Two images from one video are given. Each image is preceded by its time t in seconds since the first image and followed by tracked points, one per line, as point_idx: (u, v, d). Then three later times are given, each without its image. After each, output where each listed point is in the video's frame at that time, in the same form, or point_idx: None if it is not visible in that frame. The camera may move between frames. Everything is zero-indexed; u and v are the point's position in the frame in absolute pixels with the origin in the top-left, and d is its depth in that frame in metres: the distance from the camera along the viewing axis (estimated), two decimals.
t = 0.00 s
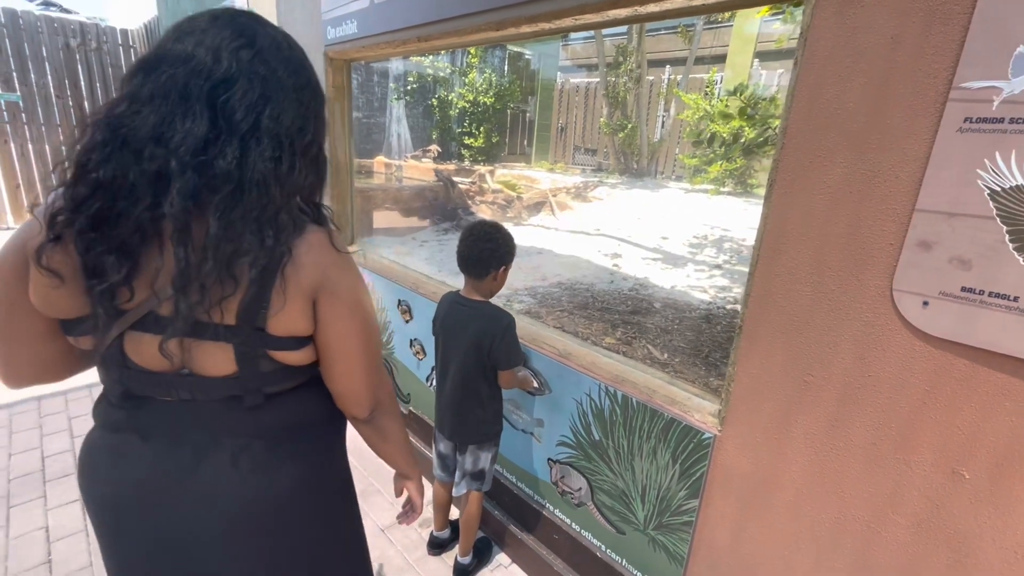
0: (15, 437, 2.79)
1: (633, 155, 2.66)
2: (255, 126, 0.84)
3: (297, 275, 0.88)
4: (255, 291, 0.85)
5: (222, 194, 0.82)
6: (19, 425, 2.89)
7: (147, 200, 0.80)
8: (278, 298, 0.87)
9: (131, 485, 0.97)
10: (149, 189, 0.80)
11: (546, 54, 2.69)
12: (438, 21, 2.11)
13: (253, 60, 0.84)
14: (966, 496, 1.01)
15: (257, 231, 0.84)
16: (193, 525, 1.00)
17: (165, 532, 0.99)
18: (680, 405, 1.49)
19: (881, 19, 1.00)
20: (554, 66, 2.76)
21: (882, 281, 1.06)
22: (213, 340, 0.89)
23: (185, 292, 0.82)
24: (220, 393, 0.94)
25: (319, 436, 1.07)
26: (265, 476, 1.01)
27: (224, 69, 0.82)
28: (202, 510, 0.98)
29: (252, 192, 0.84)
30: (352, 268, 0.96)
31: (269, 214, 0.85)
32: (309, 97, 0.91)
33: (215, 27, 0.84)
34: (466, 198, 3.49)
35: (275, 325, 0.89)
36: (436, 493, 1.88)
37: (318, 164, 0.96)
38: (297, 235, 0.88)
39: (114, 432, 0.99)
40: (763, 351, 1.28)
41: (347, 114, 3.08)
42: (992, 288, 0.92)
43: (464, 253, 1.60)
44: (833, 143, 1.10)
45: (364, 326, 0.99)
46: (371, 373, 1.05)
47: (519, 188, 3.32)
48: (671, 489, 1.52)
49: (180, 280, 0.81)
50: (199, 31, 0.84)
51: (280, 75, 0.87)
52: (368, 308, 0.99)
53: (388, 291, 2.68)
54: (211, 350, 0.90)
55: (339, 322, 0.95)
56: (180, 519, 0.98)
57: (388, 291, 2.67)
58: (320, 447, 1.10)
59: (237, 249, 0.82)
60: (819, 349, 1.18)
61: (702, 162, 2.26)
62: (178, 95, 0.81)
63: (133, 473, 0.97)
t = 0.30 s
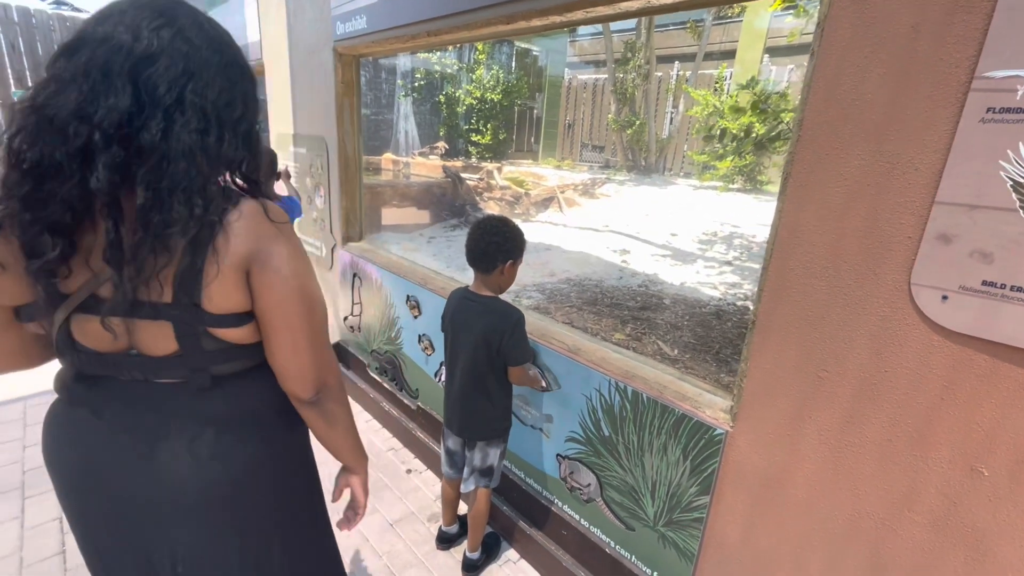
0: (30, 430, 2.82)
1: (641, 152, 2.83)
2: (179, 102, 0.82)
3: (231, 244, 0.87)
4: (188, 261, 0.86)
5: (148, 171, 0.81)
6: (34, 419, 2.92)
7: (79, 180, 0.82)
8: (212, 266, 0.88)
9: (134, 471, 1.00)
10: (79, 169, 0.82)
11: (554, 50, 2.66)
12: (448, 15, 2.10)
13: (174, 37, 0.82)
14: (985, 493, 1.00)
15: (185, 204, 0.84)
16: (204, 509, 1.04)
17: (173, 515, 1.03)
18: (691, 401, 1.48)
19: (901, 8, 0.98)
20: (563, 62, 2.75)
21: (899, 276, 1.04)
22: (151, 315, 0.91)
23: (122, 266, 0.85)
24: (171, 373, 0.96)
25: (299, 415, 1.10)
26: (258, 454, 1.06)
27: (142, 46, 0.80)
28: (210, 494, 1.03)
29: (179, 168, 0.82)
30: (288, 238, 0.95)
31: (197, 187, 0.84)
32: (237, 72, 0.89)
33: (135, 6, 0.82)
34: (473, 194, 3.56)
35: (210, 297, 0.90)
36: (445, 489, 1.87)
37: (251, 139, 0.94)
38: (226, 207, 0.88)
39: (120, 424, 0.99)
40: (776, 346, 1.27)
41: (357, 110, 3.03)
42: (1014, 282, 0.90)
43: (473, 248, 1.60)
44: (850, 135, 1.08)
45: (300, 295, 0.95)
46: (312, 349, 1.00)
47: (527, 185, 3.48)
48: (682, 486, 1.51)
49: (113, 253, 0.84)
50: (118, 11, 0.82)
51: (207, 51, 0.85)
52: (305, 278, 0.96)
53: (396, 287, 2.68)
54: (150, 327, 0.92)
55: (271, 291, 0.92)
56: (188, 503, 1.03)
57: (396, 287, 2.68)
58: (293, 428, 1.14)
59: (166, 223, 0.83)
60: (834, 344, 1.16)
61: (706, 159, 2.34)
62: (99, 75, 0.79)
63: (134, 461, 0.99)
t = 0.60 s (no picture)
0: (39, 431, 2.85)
1: (651, 150, 2.67)
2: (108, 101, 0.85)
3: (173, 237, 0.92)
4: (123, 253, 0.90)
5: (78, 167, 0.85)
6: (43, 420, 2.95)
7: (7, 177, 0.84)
8: (155, 258, 0.91)
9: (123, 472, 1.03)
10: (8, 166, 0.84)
11: (563, 49, 2.64)
12: (451, 15, 2.08)
13: (106, 41, 0.86)
14: (1000, 511, 0.95)
15: (116, 197, 0.87)
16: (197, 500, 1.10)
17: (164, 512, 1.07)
18: (694, 408, 1.45)
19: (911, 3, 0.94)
20: (572, 61, 2.70)
21: (909, 283, 1.00)
22: (90, 307, 0.93)
23: (53, 259, 0.88)
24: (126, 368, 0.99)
25: (279, 400, 1.16)
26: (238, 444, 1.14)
27: (73, 50, 0.84)
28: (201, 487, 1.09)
29: (109, 164, 0.87)
30: (233, 232, 1.00)
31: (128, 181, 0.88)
32: (171, 75, 0.93)
33: (68, 12, 0.86)
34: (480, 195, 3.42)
35: (154, 289, 0.94)
36: (445, 494, 1.85)
37: (187, 138, 0.97)
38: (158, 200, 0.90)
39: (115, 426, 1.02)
40: (781, 353, 1.23)
41: (361, 110, 3.05)
42: None
43: (474, 250, 1.58)
44: (857, 136, 1.04)
45: (251, 290, 1.01)
46: (264, 340, 1.07)
47: (534, 184, 3.32)
48: (684, 495, 1.48)
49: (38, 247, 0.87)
50: (51, 16, 0.86)
51: (139, 55, 0.89)
52: (257, 273, 1.01)
53: (399, 289, 2.67)
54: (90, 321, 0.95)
55: (223, 286, 0.97)
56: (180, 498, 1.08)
57: (400, 289, 2.66)
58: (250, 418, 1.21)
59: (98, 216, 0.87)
60: (841, 352, 1.12)
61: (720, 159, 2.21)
62: (29, 76, 0.83)
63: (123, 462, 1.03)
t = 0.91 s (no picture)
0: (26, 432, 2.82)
1: (656, 147, 2.64)
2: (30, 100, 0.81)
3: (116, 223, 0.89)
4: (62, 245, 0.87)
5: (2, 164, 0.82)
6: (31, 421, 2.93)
7: None
8: (100, 246, 0.89)
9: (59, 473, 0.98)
10: None
11: (568, 42, 2.63)
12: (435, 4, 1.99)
13: (24, 36, 0.81)
14: (1005, 540, 0.86)
15: (47, 194, 0.85)
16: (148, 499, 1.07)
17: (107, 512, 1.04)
18: (679, 418, 1.36)
19: None
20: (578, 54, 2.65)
21: (906, 288, 0.91)
22: (36, 297, 0.89)
23: None
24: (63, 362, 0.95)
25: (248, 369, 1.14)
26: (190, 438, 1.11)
27: None
28: (151, 487, 1.06)
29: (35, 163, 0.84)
30: (176, 213, 0.97)
31: (61, 178, 0.86)
32: (97, 70, 0.87)
33: None
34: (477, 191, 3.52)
35: (101, 277, 0.91)
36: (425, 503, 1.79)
37: (118, 133, 0.93)
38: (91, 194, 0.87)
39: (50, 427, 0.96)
40: (767, 361, 1.14)
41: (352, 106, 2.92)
42: None
43: (449, 251, 1.50)
44: (850, 126, 0.95)
45: (202, 271, 0.97)
46: (224, 322, 1.03)
47: (535, 181, 3.44)
48: (668, 509, 1.40)
49: None
50: None
51: (64, 50, 0.84)
52: (205, 253, 0.97)
53: (388, 289, 2.61)
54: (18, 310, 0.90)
55: (173, 268, 0.94)
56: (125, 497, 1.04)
57: (389, 288, 2.60)
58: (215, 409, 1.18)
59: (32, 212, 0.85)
60: (830, 361, 1.03)
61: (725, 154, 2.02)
62: None
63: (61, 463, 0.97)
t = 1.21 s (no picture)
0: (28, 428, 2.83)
1: (666, 141, 2.29)
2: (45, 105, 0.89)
3: (119, 217, 0.98)
4: (68, 235, 0.95)
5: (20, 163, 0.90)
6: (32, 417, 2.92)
7: None
8: (104, 239, 0.98)
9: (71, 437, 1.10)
10: None
11: (578, 37, 2.57)
12: None
13: (39, 46, 0.88)
14: (1017, 563, 0.79)
15: (57, 190, 0.92)
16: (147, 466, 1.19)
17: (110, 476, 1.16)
18: (672, 424, 1.31)
19: None
20: (588, 48, 2.52)
21: (908, 289, 0.84)
22: (45, 276, 0.99)
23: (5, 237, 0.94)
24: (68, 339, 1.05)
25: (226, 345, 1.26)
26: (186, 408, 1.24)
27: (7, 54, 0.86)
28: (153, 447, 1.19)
29: (49, 162, 0.91)
30: (173, 212, 1.05)
31: (71, 176, 0.93)
32: (102, 75, 0.94)
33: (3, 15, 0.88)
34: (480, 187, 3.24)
35: (101, 264, 1.00)
36: (415, 505, 1.76)
37: (123, 132, 1.00)
38: (98, 191, 0.95)
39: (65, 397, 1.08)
40: (763, 365, 1.07)
41: (349, 101, 2.93)
42: None
43: (434, 249, 1.46)
44: (848, 113, 0.88)
45: (190, 264, 1.07)
46: (207, 309, 1.15)
47: (539, 176, 3.20)
48: (661, 517, 1.34)
49: None
50: None
51: (75, 58, 0.91)
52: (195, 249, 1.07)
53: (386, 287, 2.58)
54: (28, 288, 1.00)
55: (166, 261, 1.04)
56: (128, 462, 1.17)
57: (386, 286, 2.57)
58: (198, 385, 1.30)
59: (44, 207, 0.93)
60: (828, 365, 0.97)
61: (737, 149, 1.86)
62: None
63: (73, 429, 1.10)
